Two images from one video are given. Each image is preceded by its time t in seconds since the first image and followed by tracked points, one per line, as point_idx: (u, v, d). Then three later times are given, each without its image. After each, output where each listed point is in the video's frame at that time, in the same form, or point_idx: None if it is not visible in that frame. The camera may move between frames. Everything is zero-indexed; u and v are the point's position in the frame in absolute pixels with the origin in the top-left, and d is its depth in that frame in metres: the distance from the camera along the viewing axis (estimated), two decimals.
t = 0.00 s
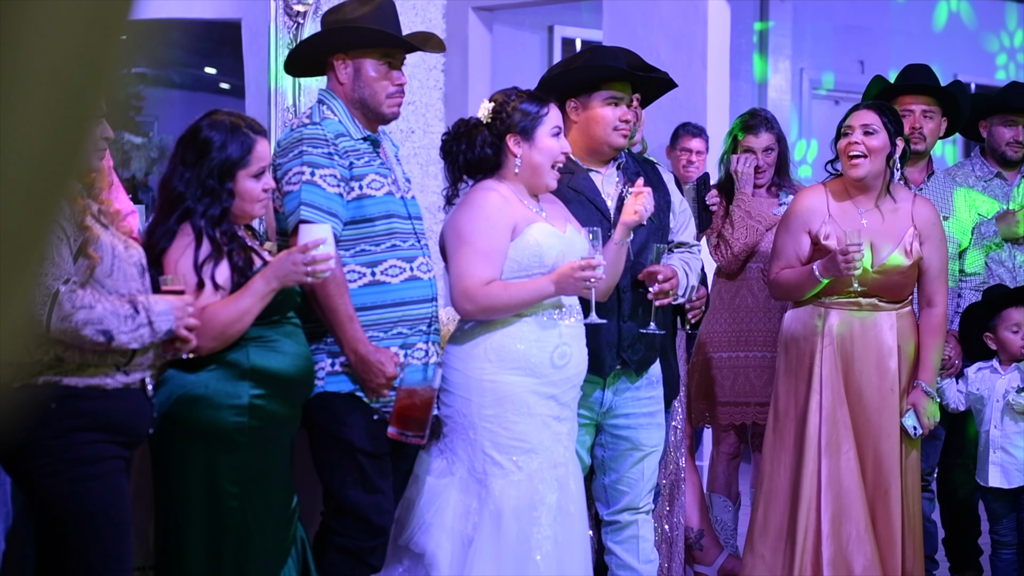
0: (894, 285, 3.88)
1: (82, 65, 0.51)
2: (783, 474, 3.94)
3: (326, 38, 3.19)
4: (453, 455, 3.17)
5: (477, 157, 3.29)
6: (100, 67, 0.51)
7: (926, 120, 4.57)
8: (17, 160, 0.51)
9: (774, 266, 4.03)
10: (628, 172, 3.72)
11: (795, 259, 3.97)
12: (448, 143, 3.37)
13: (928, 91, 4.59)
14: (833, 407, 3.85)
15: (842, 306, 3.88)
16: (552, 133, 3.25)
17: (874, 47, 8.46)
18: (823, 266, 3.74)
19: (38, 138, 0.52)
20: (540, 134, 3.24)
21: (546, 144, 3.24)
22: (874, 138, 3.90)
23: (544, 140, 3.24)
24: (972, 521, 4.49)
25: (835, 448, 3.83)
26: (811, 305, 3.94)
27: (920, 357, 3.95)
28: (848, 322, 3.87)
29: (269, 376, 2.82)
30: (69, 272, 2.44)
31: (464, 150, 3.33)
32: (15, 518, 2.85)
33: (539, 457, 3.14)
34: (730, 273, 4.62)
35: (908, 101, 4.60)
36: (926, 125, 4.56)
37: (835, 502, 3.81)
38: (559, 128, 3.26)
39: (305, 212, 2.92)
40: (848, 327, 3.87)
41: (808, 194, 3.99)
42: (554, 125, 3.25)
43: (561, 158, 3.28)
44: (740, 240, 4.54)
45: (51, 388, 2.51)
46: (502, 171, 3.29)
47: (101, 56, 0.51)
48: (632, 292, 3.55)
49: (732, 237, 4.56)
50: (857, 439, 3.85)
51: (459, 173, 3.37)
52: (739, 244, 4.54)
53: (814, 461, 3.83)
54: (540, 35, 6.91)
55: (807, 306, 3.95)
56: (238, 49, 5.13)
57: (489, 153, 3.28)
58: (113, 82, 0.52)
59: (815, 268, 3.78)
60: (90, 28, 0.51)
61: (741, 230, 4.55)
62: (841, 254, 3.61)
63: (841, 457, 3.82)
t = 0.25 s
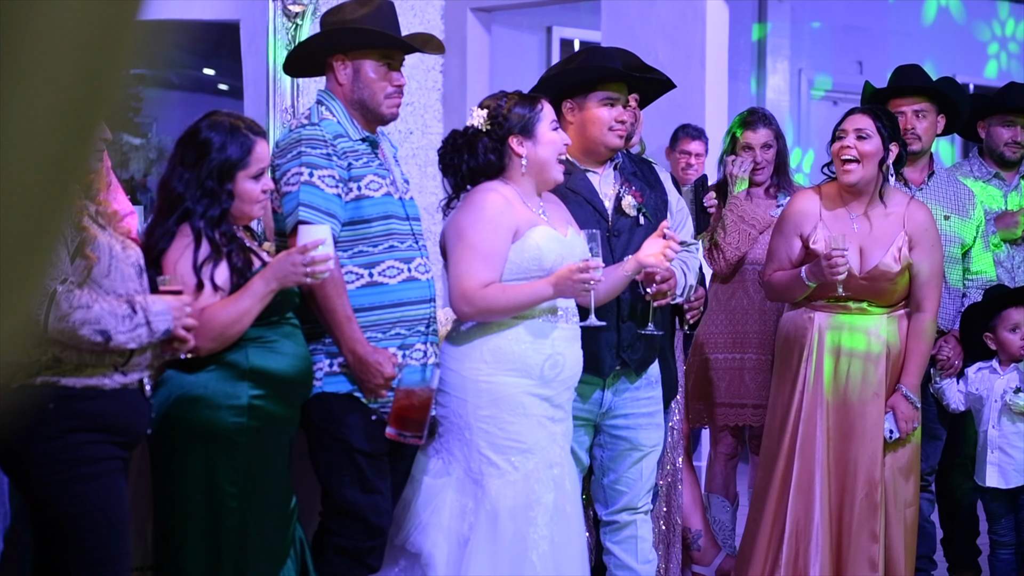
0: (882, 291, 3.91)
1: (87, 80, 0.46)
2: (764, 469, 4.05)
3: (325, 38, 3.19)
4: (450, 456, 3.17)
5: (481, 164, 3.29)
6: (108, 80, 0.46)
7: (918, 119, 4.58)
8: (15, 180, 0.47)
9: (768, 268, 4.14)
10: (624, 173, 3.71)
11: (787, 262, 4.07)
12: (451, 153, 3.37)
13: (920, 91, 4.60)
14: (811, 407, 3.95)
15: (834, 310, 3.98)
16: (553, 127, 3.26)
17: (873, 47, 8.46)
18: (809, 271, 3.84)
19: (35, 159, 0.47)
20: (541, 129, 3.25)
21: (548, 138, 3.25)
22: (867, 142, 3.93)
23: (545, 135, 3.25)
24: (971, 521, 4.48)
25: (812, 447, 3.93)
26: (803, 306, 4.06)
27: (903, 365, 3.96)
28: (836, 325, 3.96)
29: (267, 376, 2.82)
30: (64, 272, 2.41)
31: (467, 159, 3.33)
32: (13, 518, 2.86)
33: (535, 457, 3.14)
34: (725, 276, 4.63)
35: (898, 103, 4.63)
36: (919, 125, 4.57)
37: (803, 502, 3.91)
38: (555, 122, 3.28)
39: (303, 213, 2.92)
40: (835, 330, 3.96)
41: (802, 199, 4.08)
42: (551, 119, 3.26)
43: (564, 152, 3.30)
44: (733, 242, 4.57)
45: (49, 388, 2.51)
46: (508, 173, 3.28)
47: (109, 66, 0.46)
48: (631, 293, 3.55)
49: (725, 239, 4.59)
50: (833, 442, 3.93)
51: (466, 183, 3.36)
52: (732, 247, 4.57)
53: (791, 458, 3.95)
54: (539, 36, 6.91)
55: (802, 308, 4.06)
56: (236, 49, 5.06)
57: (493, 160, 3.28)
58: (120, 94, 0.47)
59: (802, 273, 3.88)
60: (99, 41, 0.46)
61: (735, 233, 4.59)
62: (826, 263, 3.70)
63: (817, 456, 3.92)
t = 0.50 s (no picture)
0: (869, 293, 3.92)
1: (95, 93, 0.39)
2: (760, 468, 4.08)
3: (324, 38, 3.19)
4: (447, 455, 3.16)
5: (488, 162, 3.25)
6: (118, 99, 0.39)
7: (914, 119, 4.58)
8: (18, 222, 0.39)
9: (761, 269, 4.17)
10: (621, 171, 3.71)
11: (778, 263, 4.10)
12: (450, 151, 3.31)
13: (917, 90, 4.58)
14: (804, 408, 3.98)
15: (822, 311, 4.00)
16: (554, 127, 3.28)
17: (871, 47, 8.46)
18: (794, 272, 3.88)
19: (33, 196, 0.40)
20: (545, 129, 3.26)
21: (552, 138, 3.26)
22: (855, 145, 3.94)
23: (550, 134, 3.26)
24: (968, 520, 4.48)
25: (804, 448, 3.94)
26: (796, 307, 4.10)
27: (892, 368, 3.92)
28: (826, 327, 3.98)
29: (266, 376, 2.83)
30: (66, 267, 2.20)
31: (474, 156, 3.27)
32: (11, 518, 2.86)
33: (532, 456, 3.14)
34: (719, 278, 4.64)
35: (895, 102, 4.63)
36: (914, 125, 4.57)
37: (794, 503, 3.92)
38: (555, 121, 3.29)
39: (302, 212, 2.93)
40: (824, 332, 3.98)
41: (793, 200, 4.10)
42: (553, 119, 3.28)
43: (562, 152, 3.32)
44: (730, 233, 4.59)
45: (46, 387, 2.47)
46: (514, 172, 3.26)
47: (117, 78, 0.39)
48: (629, 291, 3.56)
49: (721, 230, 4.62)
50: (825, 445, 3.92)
51: (466, 182, 3.31)
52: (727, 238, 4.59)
53: (784, 457, 3.98)
54: (537, 35, 6.90)
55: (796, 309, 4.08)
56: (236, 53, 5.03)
57: (501, 158, 3.25)
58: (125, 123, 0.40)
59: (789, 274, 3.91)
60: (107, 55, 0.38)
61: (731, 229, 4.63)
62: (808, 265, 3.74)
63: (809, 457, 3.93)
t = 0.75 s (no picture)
0: (857, 297, 3.93)
1: (134, 98, 0.40)
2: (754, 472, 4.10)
3: (323, 38, 3.18)
4: (445, 456, 3.16)
5: (490, 161, 3.23)
6: (156, 85, 0.40)
7: (910, 120, 4.59)
8: (38, 191, 0.40)
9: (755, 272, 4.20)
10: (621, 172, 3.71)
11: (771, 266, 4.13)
12: (452, 149, 3.30)
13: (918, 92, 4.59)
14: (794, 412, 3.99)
15: (809, 315, 4.02)
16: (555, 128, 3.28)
17: (870, 47, 8.47)
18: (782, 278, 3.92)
19: (78, 166, 0.40)
20: (546, 131, 3.26)
21: (552, 139, 3.26)
22: (842, 151, 3.94)
23: (550, 136, 3.26)
24: (965, 519, 4.49)
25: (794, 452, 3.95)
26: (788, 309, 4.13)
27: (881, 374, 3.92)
28: (816, 331, 3.99)
29: (263, 376, 2.83)
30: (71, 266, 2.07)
31: (476, 154, 3.26)
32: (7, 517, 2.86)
33: (530, 456, 3.14)
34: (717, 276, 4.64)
35: (891, 104, 4.63)
36: (910, 126, 4.59)
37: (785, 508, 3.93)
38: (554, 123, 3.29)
39: (300, 212, 2.92)
40: (814, 336, 3.98)
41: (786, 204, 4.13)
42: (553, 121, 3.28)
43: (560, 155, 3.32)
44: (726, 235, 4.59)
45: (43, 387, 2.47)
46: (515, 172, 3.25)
47: (152, 82, 0.40)
48: (628, 290, 3.56)
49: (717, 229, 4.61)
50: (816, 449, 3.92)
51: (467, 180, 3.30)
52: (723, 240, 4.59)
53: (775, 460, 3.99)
54: (535, 35, 6.90)
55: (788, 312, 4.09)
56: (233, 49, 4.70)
57: (503, 157, 3.23)
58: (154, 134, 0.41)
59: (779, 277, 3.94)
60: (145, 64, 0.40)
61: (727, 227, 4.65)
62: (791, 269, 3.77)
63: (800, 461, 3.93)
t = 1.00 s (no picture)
0: (850, 299, 3.93)
1: (171, 109, 0.38)
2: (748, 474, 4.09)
3: (321, 37, 3.18)
4: (443, 455, 3.16)
5: (480, 157, 3.22)
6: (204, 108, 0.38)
7: (907, 121, 4.58)
8: (73, 223, 0.38)
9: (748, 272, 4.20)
10: (622, 173, 3.70)
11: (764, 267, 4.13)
12: (446, 140, 3.29)
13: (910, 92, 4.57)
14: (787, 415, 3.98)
15: (801, 317, 4.02)
16: (553, 133, 3.24)
17: (867, 47, 8.47)
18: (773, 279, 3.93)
19: (111, 204, 0.38)
20: (541, 134, 3.23)
21: (546, 144, 3.23)
22: (833, 154, 3.93)
23: (545, 139, 3.23)
24: (962, 519, 4.49)
25: (788, 454, 3.94)
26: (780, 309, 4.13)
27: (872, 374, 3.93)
28: (808, 332, 3.98)
29: (260, 375, 2.84)
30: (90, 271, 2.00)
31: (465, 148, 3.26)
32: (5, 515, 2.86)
33: (529, 456, 3.14)
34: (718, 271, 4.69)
35: (892, 104, 4.61)
36: (908, 126, 4.58)
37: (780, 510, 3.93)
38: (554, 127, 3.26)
39: (298, 211, 2.92)
40: (806, 337, 3.98)
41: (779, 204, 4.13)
42: (551, 125, 3.25)
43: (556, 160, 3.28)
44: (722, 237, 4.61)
45: (40, 387, 2.41)
46: (502, 171, 3.23)
47: (198, 96, 0.38)
48: (626, 288, 3.56)
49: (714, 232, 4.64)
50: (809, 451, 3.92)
51: (455, 173, 3.29)
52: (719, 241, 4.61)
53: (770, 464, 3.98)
54: (532, 34, 6.91)
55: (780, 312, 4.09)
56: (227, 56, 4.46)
57: (491, 154, 3.21)
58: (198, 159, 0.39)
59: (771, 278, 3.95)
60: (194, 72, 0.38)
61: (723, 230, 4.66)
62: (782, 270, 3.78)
63: (794, 463, 3.93)
